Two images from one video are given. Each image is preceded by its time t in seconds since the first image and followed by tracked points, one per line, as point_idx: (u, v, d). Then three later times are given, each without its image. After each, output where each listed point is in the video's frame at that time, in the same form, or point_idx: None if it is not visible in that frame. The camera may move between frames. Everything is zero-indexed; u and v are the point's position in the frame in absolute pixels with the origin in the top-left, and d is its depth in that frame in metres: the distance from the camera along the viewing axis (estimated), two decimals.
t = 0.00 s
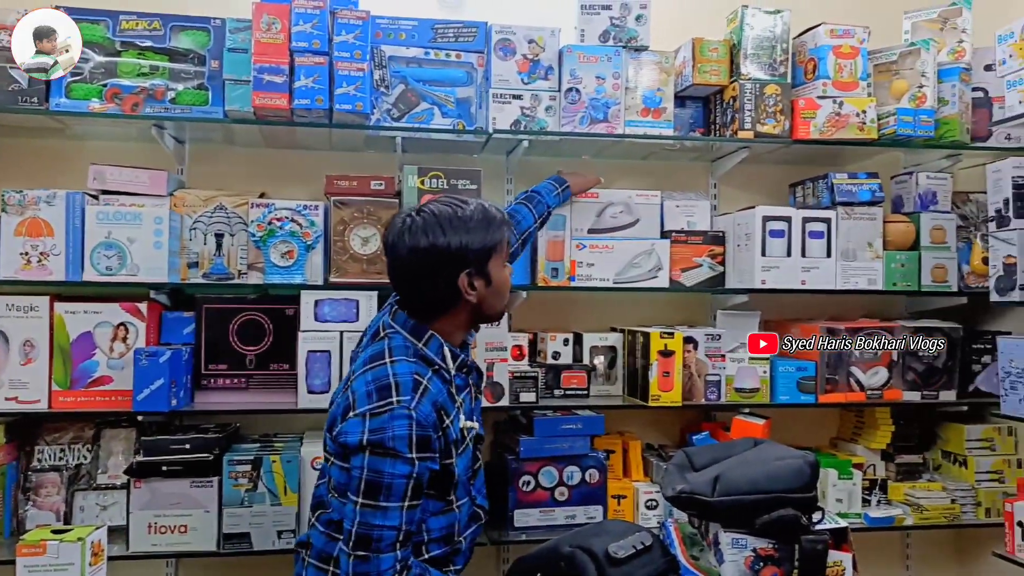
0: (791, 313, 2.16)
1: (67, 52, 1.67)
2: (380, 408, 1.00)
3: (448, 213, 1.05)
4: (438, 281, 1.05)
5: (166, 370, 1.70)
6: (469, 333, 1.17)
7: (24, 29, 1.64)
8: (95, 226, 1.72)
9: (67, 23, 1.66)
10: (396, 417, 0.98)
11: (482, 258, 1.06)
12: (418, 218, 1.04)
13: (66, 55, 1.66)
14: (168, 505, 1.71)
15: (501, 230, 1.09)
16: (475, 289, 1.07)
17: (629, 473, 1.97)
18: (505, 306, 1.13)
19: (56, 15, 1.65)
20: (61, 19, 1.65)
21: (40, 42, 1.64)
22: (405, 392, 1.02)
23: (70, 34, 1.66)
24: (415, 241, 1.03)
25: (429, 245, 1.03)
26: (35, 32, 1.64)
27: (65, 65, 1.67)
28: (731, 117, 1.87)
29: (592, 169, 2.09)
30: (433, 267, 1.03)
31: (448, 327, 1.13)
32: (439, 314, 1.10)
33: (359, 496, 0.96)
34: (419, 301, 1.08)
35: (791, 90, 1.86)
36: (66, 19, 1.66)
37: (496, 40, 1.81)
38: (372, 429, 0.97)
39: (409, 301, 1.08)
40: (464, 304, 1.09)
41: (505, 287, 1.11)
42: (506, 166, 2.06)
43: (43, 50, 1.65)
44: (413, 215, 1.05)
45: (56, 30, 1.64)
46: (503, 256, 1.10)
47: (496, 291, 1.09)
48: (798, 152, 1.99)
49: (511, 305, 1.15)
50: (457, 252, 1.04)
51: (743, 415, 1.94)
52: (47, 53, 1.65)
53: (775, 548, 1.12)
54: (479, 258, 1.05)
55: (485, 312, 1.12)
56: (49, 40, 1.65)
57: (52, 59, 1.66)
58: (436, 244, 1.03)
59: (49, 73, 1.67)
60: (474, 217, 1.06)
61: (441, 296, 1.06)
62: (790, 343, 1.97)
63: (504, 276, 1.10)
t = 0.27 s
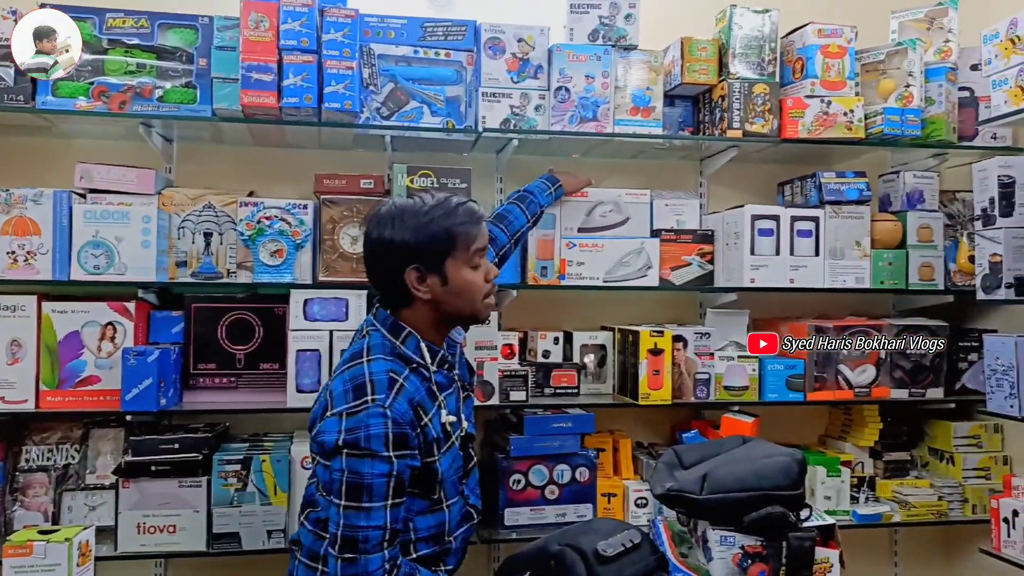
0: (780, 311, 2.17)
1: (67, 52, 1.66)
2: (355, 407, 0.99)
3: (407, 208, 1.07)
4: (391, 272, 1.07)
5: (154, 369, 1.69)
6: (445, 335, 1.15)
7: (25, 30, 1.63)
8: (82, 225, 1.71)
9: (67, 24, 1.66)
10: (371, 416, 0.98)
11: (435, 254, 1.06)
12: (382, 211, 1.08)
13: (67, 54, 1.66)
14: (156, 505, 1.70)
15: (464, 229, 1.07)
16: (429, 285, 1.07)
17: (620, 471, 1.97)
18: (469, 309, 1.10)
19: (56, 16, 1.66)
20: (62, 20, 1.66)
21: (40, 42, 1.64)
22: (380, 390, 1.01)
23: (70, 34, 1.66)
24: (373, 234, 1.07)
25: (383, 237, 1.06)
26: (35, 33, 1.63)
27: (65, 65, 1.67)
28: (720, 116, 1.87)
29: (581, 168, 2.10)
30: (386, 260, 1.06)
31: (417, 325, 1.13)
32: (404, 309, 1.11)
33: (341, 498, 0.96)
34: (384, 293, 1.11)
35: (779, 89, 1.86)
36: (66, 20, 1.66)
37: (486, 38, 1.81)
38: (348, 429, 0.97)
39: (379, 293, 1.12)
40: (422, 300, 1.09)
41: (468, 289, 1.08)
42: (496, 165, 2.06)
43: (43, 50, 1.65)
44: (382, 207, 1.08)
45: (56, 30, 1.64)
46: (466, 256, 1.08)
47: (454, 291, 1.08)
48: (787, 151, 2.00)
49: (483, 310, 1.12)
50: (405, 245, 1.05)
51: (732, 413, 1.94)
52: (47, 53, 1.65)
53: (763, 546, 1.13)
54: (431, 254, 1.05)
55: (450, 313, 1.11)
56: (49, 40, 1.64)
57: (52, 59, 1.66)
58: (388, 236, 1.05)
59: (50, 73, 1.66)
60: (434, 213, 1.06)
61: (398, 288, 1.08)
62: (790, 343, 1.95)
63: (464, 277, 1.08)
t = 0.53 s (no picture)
0: (773, 311, 2.17)
1: (67, 52, 1.67)
2: (317, 405, 0.99)
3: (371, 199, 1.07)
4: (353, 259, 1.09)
5: (148, 369, 1.69)
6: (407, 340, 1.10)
7: (25, 30, 1.64)
8: (76, 224, 1.70)
9: (68, 24, 1.67)
10: (331, 413, 0.97)
11: (373, 250, 1.04)
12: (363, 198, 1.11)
13: (66, 54, 1.66)
14: (151, 505, 1.70)
15: (402, 230, 1.01)
16: (371, 279, 1.06)
17: (614, 470, 1.98)
18: (402, 316, 1.04)
19: (57, 16, 1.66)
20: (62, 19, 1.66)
21: (40, 42, 1.64)
22: (342, 387, 1.01)
23: (70, 34, 1.66)
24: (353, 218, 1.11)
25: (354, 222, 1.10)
26: (35, 33, 1.64)
27: (65, 65, 1.67)
28: (714, 116, 1.88)
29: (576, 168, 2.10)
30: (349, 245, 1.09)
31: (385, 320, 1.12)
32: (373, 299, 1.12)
33: (312, 500, 0.96)
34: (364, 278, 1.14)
35: (773, 90, 1.87)
36: (68, 21, 1.67)
37: (481, 38, 1.81)
38: (311, 428, 0.97)
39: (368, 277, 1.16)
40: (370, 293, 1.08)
41: (400, 294, 1.03)
42: (491, 164, 2.06)
43: (43, 50, 1.65)
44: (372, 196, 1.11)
45: (56, 30, 1.65)
46: (399, 259, 1.02)
47: (387, 291, 1.04)
48: (781, 151, 2.01)
49: (421, 320, 1.04)
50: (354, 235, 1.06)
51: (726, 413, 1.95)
52: (47, 53, 1.66)
53: (756, 544, 1.13)
54: (370, 248, 1.04)
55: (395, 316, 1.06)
56: (49, 40, 1.65)
57: (52, 59, 1.66)
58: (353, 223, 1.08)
59: (50, 73, 1.67)
60: (382, 208, 1.04)
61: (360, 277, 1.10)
62: (790, 343, 1.95)
63: (395, 280, 1.02)
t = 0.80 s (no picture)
0: (770, 310, 2.17)
1: (68, 52, 1.67)
2: (297, 409, 1.00)
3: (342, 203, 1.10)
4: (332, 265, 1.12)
5: (145, 368, 1.69)
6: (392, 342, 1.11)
7: (25, 30, 1.65)
8: (72, 224, 1.70)
9: (68, 24, 1.67)
10: (310, 417, 0.98)
11: (345, 251, 1.07)
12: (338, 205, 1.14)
13: (66, 54, 1.67)
14: (149, 504, 1.70)
15: (368, 228, 1.04)
16: (346, 281, 1.08)
17: (611, 469, 1.98)
18: (378, 315, 1.06)
19: (56, 16, 1.67)
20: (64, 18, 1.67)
21: (41, 42, 1.64)
22: (320, 390, 1.01)
23: (70, 34, 1.67)
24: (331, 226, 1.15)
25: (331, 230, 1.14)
26: (35, 33, 1.64)
27: (65, 65, 1.68)
28: (711, 115, 1.88)
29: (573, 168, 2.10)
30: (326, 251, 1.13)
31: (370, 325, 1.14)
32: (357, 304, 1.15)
33: (298, 506, 0.97)
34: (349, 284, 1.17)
35: (769, 89, 1.88)
36: (66, 20, 1.67)
37: (477, 37, 1.81)
38: (291, 433, 0.98)
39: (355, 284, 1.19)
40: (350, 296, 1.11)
41: (371, 291, 1.05)
42: (488, 164, 2.06)
43: (43, 50, 1.66)
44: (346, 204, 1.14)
45: (56, 30, 1.65)
46: (368, 256, 1.05)
47: (360, 289, 1.06)
48: (778, 149, 2.01)
49: (396, 317, 1.05)
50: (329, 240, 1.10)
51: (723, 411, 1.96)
52: (47, 52, 1.66)
53: (753, 542, 1.14)
54: (341, 249, 1.07)
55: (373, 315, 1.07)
56: (49, 40, 1.65)
57: (52, 59, 1.67)
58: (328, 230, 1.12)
59: (50, 73, 1.67)
60: (350, 209, 1.07)
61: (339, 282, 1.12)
62: (790, 343, 1.94)
63: (368, 278, 1.05)
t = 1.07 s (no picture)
0: (767, 308, 2.17)
1: (68, 52, 1.67)
2: (287, 414, 1.00)
3: (333, 202, 1.06)
4: (321, 267, 1.07)
5: (142, 368, 1.68)
6: (388, 338, 1.12)
7: (24, 30, 1.64)
8: (68, 222, 1.70)
9: (68, 24, 1.67)
10: (300, 422, 0.98)
11: (354, 250, 1.04)
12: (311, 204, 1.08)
13: (67, 54, 1.67)
14: (145, 503, 1.70)
15: (385, 224, 1.04)
16: (349, 280, 1.06)
17: (608, 468, 1.98)
18: (401, 311, 1.07)
19: (56, 16, 1.66)
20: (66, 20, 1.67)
21: (40, 42, 1.64)
22: (309, 395, 1.01)
23: (69, 34, 1.67)
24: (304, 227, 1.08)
25: (311, 231, 1.07)
26: (35, 32, 1.64)
27: (65, 65, 1.68)
28: (708, 113, 1.88)
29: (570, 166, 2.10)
30: (311, 253, 1.07)
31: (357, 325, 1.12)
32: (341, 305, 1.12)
33: (291, 512, 0.97)
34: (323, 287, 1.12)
35: (767, 87, 1.87)
36: (66, 20, 1.67)
37: (474, 36, 1.81)
38: (281, 439, 0.98)
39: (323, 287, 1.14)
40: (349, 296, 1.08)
41: (391, 286, 1.05)
42: (485, 162, 2.06)
43: (43, 50, 1.66)
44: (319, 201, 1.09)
45: (56, 30, 1.65)
46: (387, 252, 1.04)
47: (375, 286, 1.05)
48: (775, 148, 2.01)
49: (416, 311, 1.08)
50: (326, 240, 1.05)
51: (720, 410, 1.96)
52: (47, 53, 1.66)
53: (749, 541, 1.13)
54: (347, 248, 1.04)
55: (382, 311, 1.07)
56: (49, 40, 1.65)
57: (52, 59, 1.67)
58: (313, 230, 1.06)
59: (50, 73, 1.67)
60: (353, 207, 1.04)
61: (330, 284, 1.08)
62: (790, 343, 1.93)
63: (389, 275, 1.05)
